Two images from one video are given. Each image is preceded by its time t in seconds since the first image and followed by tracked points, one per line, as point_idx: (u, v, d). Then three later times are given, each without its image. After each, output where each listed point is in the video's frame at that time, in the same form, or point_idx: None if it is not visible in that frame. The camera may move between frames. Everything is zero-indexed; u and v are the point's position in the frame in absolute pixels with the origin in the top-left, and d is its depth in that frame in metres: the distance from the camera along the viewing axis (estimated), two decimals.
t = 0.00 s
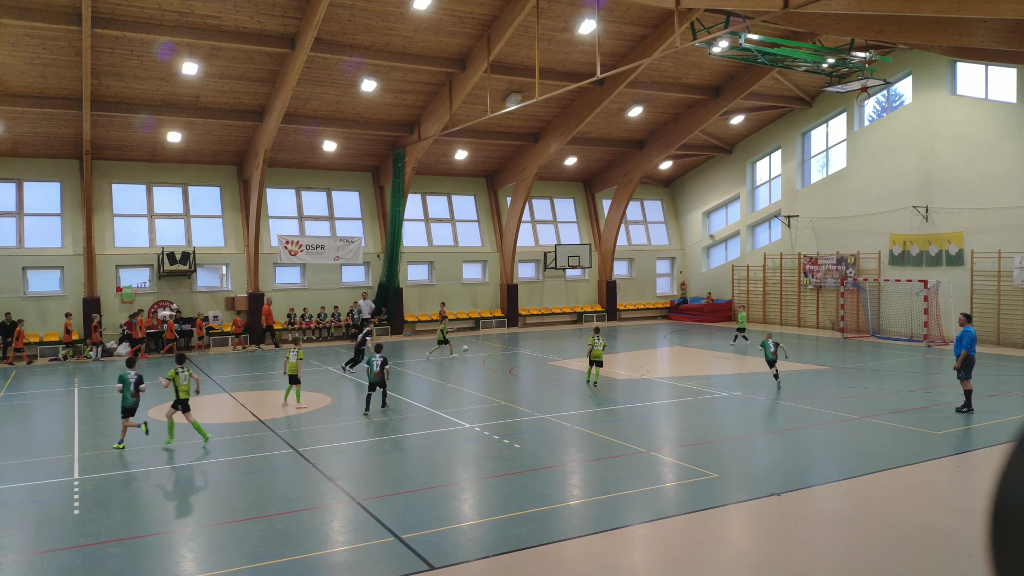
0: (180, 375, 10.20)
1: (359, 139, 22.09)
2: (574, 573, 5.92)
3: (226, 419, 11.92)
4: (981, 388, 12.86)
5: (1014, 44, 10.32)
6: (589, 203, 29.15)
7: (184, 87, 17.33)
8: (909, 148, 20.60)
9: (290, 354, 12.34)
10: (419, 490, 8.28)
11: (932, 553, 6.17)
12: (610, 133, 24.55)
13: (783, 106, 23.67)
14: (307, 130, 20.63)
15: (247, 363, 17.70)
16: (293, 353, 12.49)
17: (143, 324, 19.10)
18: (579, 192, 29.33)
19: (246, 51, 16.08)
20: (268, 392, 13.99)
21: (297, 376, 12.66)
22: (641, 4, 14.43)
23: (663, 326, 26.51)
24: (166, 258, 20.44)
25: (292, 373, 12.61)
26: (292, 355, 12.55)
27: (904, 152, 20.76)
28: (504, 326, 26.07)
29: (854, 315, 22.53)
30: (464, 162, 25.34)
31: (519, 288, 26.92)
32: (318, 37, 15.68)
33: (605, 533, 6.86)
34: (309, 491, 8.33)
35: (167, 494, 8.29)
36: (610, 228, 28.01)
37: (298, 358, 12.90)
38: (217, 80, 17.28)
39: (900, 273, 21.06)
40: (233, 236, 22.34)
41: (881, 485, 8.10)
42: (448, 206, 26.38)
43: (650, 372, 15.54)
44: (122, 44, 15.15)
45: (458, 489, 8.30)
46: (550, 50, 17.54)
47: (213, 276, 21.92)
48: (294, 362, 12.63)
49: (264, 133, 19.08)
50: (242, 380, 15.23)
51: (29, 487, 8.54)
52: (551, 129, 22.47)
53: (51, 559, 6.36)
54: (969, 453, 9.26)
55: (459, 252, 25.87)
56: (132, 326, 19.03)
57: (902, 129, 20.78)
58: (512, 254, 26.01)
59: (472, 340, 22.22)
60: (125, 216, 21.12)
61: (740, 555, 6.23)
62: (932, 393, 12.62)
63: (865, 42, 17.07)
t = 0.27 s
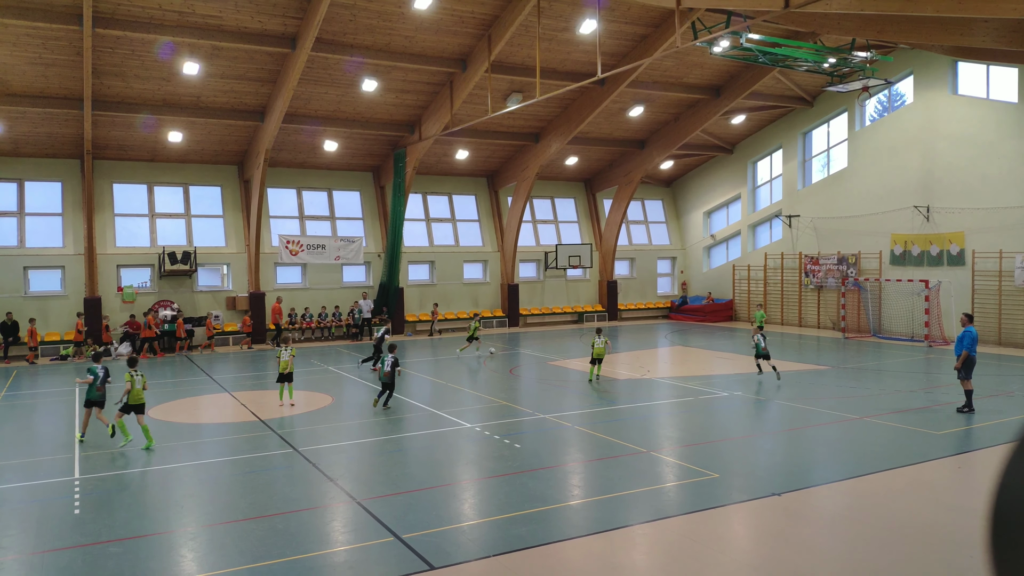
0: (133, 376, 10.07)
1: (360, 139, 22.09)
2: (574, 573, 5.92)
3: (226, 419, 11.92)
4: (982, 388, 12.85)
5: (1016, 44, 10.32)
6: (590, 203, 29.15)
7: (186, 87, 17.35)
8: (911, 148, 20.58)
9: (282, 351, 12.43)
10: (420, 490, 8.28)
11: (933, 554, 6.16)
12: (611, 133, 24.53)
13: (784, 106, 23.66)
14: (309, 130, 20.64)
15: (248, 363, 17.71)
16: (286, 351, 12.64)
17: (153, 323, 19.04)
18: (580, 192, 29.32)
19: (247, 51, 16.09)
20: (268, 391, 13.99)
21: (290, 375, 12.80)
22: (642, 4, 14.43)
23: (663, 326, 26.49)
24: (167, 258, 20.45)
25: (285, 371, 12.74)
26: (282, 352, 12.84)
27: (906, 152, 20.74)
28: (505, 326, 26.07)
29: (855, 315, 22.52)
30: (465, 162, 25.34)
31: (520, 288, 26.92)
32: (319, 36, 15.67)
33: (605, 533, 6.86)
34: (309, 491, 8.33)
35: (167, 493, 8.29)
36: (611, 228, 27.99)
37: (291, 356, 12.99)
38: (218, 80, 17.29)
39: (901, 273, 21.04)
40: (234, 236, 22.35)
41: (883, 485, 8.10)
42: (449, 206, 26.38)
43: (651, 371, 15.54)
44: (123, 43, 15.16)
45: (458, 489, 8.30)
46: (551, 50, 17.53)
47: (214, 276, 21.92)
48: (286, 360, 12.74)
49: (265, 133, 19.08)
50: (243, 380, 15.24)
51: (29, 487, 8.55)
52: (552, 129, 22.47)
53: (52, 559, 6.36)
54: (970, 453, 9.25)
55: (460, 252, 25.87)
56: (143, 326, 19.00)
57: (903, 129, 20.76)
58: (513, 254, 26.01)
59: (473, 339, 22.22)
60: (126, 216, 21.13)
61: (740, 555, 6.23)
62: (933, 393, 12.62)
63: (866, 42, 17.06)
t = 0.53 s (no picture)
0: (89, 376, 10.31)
1: (361, 139, 22.10)
2: (575, 573, 5.92)
3: (227, 419, 11.92)
4: (983, 388, 12.84)
5: (1017, 45, 10.30)
6: (591, 204, 29.16)
7: (187, 87, 17.36)
8: (912, 148, 20.56)
9: (278, 351, 12.47)
10: (421, 490, 8.29)
11: (934, 555, 6.15)
12: (612, 133, 24.53)
13: (785, 105, 23.64)
14: (310, 130, 20.64)
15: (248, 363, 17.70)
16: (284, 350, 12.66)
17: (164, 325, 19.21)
18: (581, 192, 29.33)
19: (248, 51, 16.09)
20: (269, 391, 13.99)
21: (288, 374, 12.89)
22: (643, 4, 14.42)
23: (664, 326, 26.48)
24: (168, 258, 20.46)
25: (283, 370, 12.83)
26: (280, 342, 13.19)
27: (907, 152, 20.73)
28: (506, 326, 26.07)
29: (856, 315, 22.52)
30: (465, 162, 25.35)
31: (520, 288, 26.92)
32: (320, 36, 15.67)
33: (606, 533, 6.86)
34: (310, 491, 8.33)
35: (169, 493, 8.30)
36: (612, 228, 27.98)
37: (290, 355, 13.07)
38: (219, 80, 17.29)
39: (902, 273, 21.03)
40: (236, 236, 22.35)
41: (884, 486, 8.10)
42: (450, 206, 26.39)
43: (652, 372, 15.55)
44: (123, 43, 15.15)
45: (459, 489, 8.30)
46: (552, 50, 17.53)
47: (215, 276, 21.93)
48: (285, 360, 12.82)
49: (266, 133, 19.08)
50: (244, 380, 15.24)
51: (30, 487, 8.54)
52: (553, 129, 22.48)
53: (53, 559, 6.37)
54: (971, 453, 9.25)
55: (461, 252, 25.88)
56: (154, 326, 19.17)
57: (905, 129, 20.74)
58: (514, 254, 26.01)
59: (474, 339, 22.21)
60: (127, 216, 21.14)
61: (741, 556, 6.22)
62: (934, 393, 12.62)
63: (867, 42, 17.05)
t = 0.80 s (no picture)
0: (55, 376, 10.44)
1: (362, 140, 22.10)
2: (576, 573, 5.92)
3: (229, 419, 11.93)
4: (985, 388, 12.84)
5: (1018, 45, 10.30)
6: (592, 204, 29.16)
7: (187, 87, 17.36)
8: (913, 148, 20.56)
9: (280, 350, 12.54)
10: (422, 489, 8.29)
11: (934, 554, 6.16)
12: (613, 133, 24.53)
13: (786, 106, 23.65)
14: (310, 130, 20.66)
15: (249, 363, 17.70)
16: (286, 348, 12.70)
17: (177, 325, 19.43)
18: (582, 192, 29.33)
19: (249, 51, 16.10)
20: (270, 391, 13.99)
21: (290, 372, 12.95)
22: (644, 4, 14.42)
23: (665, 326, 26.49)
24: (168, 258, 20.44)
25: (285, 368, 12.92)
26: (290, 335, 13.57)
27: (908, 152, 20.72)
28: (507, 326, 26.08)
29: (857, 315, 22.51)
30: (466, 163, 25.35)
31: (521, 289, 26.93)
32: (321, 37, 15.67)
33: (607, 533, 6.86)
34: (311, 491, 8.34)
35: (170, 493, 8.31)
36: (612, 228, 27.97)
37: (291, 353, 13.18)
38: (220, 80, 17.29)
39: (903, 273, 21.02)
40: (236, 237, 22.36)
41: (885, 486, 8.10)
42: (451, 206, 26.40)
43: (653, 372, 15.55)
44: (124, 43, 15.16)
45: (460, 489, 8.31)
46: (553, 50, 17.54)
47: (216, 276, 21.93)
48: (287, 358, 12.92)
49: (267, 133, 19.09)
50: (245, 380, 15.24)
51: (31, 487, 8.55)
52: (554, 129, 22.48)
53: (54, 559, 6.37)
54: (973, 453, 9.25)
55: (462, 253, 25.89)
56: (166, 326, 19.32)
57: (905, 129, 20.74)
58: (514, 254, 26.02)
59: (475, 340, 22.23)
60: (128, 216, 21.15)
61: (742, 556, 6.22)
62: (935, 393, 12.63)
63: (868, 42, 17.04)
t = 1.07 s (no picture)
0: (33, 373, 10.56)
1: (363, 140, 22.10)
2: (577, 573, 5.92)
3: (230, 419, 11.93)
4: (986, 389, 12.83)
5: (1020, 44, 10.28)
6: (593, 204, 29.16)
7: (189, 87, 17.36)
8: (914, 148, 20.54)
9: (286, 349, 12.66)
10: (423, 490, 8.29)
11: (936, 555, 6.16)
12: (614, 133, 24.52)
13: (787, 106, 23.64)
14: (311, 130, 20.67)
15: (250, 363, 17.70)
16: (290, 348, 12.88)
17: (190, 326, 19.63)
18: (583, 192, 29.33)
19: (250, 51, 16.11)
20: (272, 391, 13.99)
21: (294, 371, 13.10)
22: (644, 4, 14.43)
23: (666, 326, 26.49)
24: (169, 258, 20.44)
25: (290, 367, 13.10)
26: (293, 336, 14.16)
27: (909, 152, 20.71)
28: (507, 326, 26.09)
29: (858, 315, 22.50)
30: (467, 163, 25.35)
31: (522, 289, 26.93)
32: (322, 37, 15.68)
33: (608, 533, 6.86)
34: (312, 491, 8.33)
35: (171, 493, 8.31)
36: (613, 228, 27.97)
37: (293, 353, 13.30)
38: (221, 80, 17.30)
39: (905, 273, 21.01)
40: (237, 237, 22.36)
41: (887, 486, 8.10)
42: (452, 206, 26.40)
43: (654, 372, 15.55)
44: (126, 44, 15.17)
45: (461, 489, 8.31)
46: (554, 50, 17.53)
47: (217, 276, 21.94)
48: (290, 357, 13.05)
49: (268, 133, 19.11)
50: (246, 380, 15.24)
51: (33, 487, 8.56)
52: (555, 129, 22.48)
53: (56, 558, 6.38)
54: (974, 453, 9.25)
55: (463, 253, 25.89)
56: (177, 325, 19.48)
57: (906, 129, 20.73)
58: (515, 254, 26.02)
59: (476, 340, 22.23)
60: (130, 216, 21.17)
61: (742, 556, 6.23)
62: (936, 393, 12.62)
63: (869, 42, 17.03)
